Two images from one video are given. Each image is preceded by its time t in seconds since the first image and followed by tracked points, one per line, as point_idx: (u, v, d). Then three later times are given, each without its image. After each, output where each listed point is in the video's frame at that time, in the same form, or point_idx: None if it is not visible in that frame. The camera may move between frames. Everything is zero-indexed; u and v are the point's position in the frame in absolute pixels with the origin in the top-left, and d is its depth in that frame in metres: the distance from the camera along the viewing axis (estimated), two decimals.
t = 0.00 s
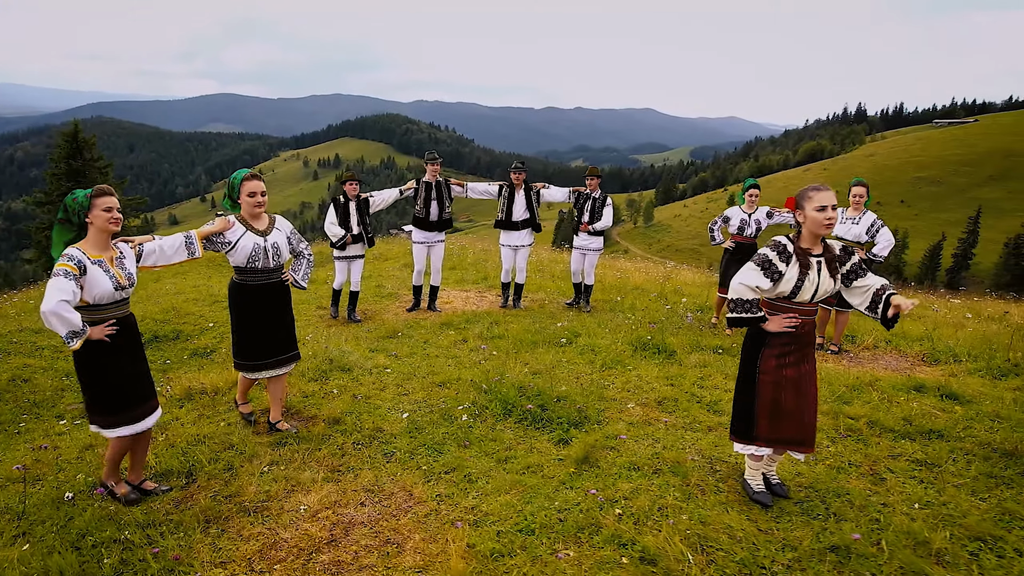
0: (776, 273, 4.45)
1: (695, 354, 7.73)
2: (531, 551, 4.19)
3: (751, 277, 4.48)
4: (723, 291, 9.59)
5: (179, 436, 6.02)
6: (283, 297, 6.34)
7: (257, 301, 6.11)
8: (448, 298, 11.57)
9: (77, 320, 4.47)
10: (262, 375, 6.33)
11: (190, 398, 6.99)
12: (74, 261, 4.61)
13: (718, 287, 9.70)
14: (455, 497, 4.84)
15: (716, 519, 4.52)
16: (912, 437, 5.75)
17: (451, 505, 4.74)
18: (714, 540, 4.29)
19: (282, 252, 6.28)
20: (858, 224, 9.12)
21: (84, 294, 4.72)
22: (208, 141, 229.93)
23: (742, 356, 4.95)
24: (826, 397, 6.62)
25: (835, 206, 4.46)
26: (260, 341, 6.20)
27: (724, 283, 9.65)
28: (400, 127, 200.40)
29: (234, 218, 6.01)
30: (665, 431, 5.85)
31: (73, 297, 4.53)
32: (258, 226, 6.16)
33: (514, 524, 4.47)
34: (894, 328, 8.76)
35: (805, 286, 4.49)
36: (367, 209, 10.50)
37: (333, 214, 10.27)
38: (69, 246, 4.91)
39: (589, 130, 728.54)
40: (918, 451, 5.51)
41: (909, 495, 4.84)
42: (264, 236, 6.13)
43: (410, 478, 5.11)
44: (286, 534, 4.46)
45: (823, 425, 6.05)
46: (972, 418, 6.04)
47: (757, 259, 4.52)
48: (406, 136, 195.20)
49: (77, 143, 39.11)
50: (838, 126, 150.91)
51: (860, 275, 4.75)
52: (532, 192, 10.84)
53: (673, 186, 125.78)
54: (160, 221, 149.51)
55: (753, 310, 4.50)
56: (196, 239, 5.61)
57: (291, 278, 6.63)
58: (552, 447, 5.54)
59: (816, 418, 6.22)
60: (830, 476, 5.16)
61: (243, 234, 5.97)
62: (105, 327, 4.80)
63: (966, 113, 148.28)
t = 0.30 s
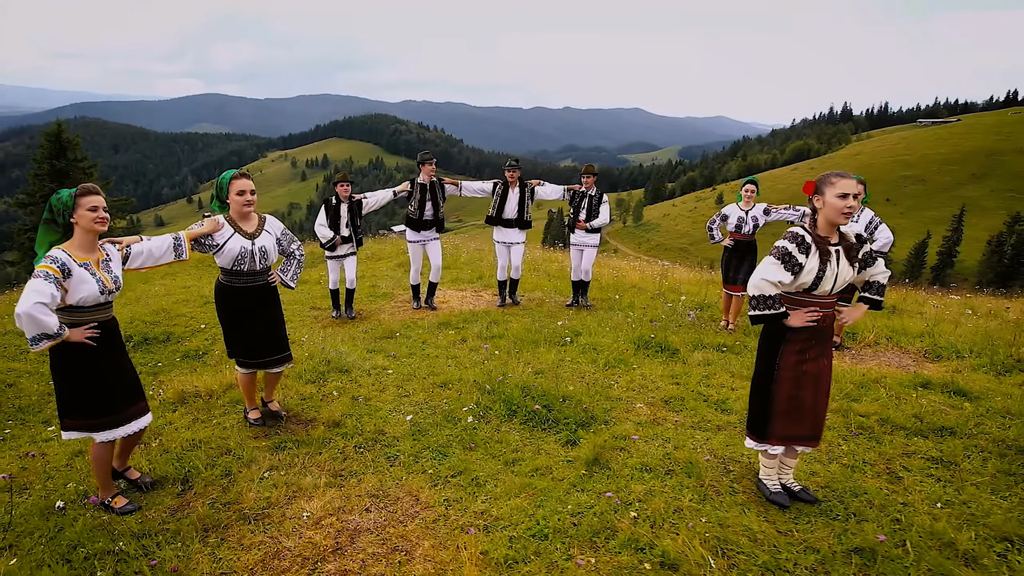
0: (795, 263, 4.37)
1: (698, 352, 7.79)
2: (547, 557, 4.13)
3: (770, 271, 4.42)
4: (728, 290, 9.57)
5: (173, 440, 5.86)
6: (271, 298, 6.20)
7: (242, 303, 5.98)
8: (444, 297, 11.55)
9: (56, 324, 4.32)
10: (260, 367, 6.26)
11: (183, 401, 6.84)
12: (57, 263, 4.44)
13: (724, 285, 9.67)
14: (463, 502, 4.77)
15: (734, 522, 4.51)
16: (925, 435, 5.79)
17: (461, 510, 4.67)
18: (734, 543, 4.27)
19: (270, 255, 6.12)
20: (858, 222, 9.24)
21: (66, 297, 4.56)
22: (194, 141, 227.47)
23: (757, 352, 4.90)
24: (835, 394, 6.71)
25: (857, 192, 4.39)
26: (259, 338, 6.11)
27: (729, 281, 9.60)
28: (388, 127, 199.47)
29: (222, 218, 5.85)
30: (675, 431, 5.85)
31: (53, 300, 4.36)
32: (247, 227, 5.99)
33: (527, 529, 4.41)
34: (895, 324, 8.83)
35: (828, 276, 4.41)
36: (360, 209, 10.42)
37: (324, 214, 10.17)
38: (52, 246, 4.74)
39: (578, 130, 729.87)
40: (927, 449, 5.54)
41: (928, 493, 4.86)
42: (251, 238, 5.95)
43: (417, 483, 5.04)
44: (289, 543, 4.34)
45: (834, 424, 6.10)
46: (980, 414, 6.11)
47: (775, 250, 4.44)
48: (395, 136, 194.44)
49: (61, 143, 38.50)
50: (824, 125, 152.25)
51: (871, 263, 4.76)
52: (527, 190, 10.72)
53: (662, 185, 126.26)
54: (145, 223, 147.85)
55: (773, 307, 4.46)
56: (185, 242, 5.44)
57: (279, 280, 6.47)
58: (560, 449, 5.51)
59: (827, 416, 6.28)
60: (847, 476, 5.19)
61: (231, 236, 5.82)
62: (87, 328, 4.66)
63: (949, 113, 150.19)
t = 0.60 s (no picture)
0: (813, 264, 4.40)
1: (705, 352, 7.90)
2: (565, 567, 4.08)
3: (787, 275, 4.46)
4: (733, 288, 9.60)
5: (173, 447, 5.74)
6: (269, 298, 6.11)
7: (241, 303, 5.88)
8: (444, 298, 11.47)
9: (44, 331, 4.21)
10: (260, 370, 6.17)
11: (180, 406, 6.69)
12: (47, 268, 4.30)
13: (728, 284, 9.69)
14: (476, 510, 4.72)
15: (757, 529, 4.47)
16: (942, 437, 5.81)
17: (473, 519, 4.62)
18: (757, 551, 4.24)
19: (268, 256, 5.98)
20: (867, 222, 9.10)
21: (56, 302, 4.43)
22: (184, 140, 225.71)
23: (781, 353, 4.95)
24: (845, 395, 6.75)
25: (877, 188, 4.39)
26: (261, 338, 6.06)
27: (734, 280, 9.61)
28: (381, 126, 198.75)
29: (219, 220, 5.70)
30: (688, 434, 5.85)
31: (42, 309, 4.26)
32: (245, 228, 5.85)
33: (543, 539, 4.36)
34: (899, 323, 8.89)
35: (847, 275, 4.43)
36: (362, 208, 10.38)
37: (327, 212, 10.21)
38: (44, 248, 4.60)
39: (571, 129, 730.51)
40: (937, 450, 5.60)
41: (951, 498, 4.84)
42: (250, 240, 5.81)
43: (427, 490, 4.99)
44: (297, 555, 4.26)
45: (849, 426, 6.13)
46: (993, 414, 6.15)
47: (793, 251, 4.47)
48: (388, 136, 193.80)
49: (49, 142, 38.01)
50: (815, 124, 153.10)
51: (894, 262, 4.73)
52: (530, 191, 10.72)
53: (654, 184, 126.60)
54: (135, 223, 146.52)
55: (793, 310, 4.50)
56: (180, 246, 5.27)
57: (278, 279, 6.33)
58: (572, 454, 5.50)
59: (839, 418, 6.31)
60: (867, 479, 5.19)
61: (229, 238, 5.68)
62: (79, 333, 4.54)
63: (937, 112, 151.60)
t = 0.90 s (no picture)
0: (836, 267, 4.47)
1: (714, 355, 8.17)
2: None
3: (811, 279, 4.53)
4: (741, 290, 9.62)
5: (174, 457, 5.61)
6: (268, 302, 5.95)
7: (236, 306, 5.74)
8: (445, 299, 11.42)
9: (44, 342, 4.06)
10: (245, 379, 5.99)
11: (179, 413, 6.56)
12: (47, 275, 4.15)
13: (736, 286, 9.71)
14: (493, 521, 4.69)
15: (784, 540, 4.46)
16: (965, 441, 5.88)
17: (489, 530, 4.58)
18: (785, 563, 4.23)
19: (268, 258, 5.86)
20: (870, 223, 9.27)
21: (55, 310, 4.28)
22: (176, 140, 224.34)
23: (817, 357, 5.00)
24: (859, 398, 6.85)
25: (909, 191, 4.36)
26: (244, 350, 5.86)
27: (741, 282, 9.61)
28: (374, 126, 198.34)
29: (218, 218, 5.56)
30: (705, 441, 5.92)
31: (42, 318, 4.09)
32: (245, 228, 5.71)
33: (564, 552, 4.33)
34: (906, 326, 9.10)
35: (871, 278, 4.45)
36: (363, 210, 10.27)
37: (328, 216, 10.08)
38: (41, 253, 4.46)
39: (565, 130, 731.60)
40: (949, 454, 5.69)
41: (980, 505, 4.86)
42: (249, 240, 5.67)
43: (441, 501, 4.94)
44: (309, 571, 4.18)
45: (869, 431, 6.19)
46: (1012, 417, 6.26)
47: (817, 254, 4.54)
48: (381, 136, 193.44)
49: (39, 143, 37.62)
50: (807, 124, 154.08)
51: (933, 265, 4.72)
52: (531, 192, 10.64)
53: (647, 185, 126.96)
54: (126, 224, 145.23)
55: (816, 314, 4.55)
56: (179, 246, 5.14)
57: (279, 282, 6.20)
58: (588, 462, 5.52)
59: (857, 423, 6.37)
60: (891, 485, 5.22)
61: (228, 237, 5.54)
62: (79, 341, 4.40)
63: (927, 113, 152.94)
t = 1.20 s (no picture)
0: (868, 267, 4.41)
1: (726, 356, 8.13)
2: None
3: (842, 279, 4.48)
4: (752, 292, 9.54)
5: (173, 463, 5.47)
6: (276, 303, 5.82)
7: (241, 309, 5.56)
8: (449, 300, 11.32)
9: (46, 343, 3.90)
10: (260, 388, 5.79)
11: (178, 417, 6.43)
12: (50, 272, 4.01)
13: (747, 288, 9.61)
14: (510, 530, 4.57)
15: (815, 550, 4.37)
16: (992, 446, 5.89)
17: (505, 541, 4.46)
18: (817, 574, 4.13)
19: (277, 257, 5.73)
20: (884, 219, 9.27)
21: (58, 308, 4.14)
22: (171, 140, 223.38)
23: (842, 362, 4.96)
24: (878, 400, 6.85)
25: (939, 188, 4.34)
26: (255, 357, 5.67)
27: (753, 284, 9.54)
28: (370, 126, 197.91)
29: (225, 218, 5.44)
30: (724, 445, 5.85)
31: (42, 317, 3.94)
32: (251, 227, 5.59)
33: (585, 563, 4.22)
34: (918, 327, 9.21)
35: (904, 279, 4.39)
36: (369, 208, 10.11)
37: (333, 213, 9.90)
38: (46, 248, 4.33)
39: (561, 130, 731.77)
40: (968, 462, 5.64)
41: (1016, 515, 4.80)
42: (256, 239, 5.56)
43: (455, 510, 4.82)
44: None
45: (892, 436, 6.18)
46: None
47: (848, 253, 4.52)
48: (378, 136, 193.06)
49: (33, 142, 37.30)
50: (803, 125, 154.46)
51: (967, 271, 4.64)
52: (536, 190, 10.51)
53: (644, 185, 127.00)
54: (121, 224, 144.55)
55: (845, 316, 4.49)
56: (186, 244, 5.00)
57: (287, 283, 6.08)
58: (604, 468, 5.42)
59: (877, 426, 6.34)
60: (919, 492, 5.17)
61: (234, 237, 5.40)
62: (87, 341, 4.27)
63: (923, 113, 153.23)
